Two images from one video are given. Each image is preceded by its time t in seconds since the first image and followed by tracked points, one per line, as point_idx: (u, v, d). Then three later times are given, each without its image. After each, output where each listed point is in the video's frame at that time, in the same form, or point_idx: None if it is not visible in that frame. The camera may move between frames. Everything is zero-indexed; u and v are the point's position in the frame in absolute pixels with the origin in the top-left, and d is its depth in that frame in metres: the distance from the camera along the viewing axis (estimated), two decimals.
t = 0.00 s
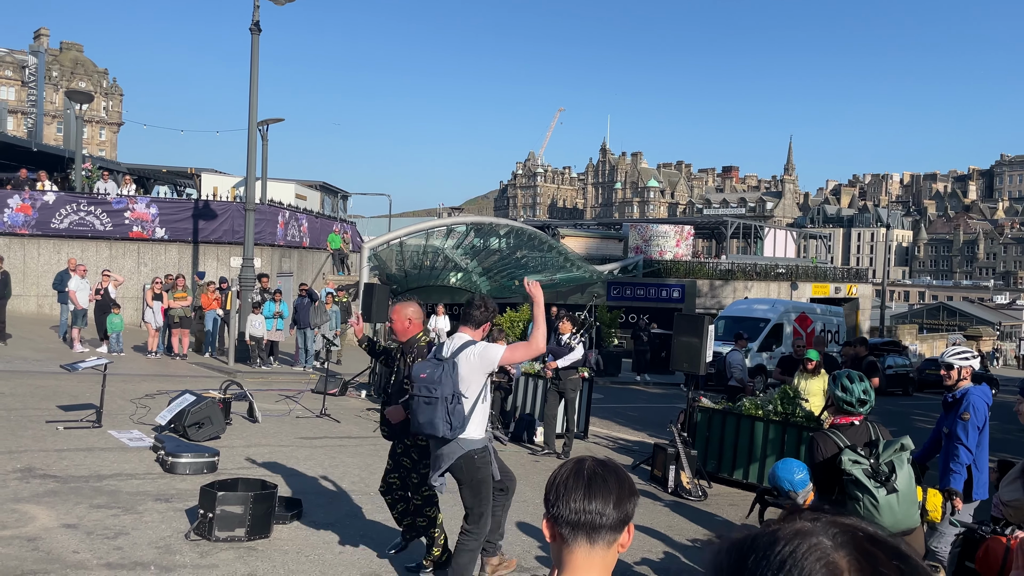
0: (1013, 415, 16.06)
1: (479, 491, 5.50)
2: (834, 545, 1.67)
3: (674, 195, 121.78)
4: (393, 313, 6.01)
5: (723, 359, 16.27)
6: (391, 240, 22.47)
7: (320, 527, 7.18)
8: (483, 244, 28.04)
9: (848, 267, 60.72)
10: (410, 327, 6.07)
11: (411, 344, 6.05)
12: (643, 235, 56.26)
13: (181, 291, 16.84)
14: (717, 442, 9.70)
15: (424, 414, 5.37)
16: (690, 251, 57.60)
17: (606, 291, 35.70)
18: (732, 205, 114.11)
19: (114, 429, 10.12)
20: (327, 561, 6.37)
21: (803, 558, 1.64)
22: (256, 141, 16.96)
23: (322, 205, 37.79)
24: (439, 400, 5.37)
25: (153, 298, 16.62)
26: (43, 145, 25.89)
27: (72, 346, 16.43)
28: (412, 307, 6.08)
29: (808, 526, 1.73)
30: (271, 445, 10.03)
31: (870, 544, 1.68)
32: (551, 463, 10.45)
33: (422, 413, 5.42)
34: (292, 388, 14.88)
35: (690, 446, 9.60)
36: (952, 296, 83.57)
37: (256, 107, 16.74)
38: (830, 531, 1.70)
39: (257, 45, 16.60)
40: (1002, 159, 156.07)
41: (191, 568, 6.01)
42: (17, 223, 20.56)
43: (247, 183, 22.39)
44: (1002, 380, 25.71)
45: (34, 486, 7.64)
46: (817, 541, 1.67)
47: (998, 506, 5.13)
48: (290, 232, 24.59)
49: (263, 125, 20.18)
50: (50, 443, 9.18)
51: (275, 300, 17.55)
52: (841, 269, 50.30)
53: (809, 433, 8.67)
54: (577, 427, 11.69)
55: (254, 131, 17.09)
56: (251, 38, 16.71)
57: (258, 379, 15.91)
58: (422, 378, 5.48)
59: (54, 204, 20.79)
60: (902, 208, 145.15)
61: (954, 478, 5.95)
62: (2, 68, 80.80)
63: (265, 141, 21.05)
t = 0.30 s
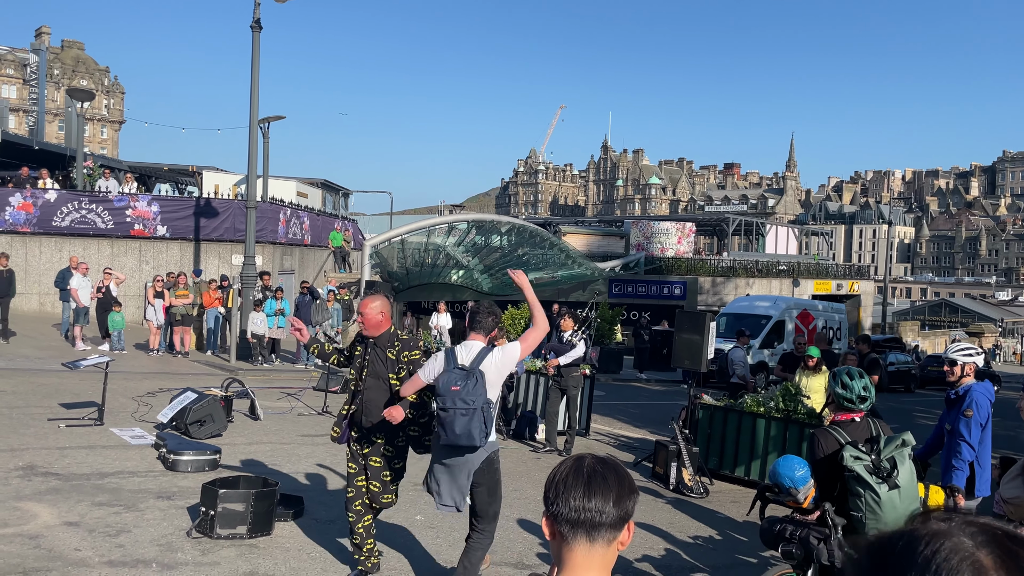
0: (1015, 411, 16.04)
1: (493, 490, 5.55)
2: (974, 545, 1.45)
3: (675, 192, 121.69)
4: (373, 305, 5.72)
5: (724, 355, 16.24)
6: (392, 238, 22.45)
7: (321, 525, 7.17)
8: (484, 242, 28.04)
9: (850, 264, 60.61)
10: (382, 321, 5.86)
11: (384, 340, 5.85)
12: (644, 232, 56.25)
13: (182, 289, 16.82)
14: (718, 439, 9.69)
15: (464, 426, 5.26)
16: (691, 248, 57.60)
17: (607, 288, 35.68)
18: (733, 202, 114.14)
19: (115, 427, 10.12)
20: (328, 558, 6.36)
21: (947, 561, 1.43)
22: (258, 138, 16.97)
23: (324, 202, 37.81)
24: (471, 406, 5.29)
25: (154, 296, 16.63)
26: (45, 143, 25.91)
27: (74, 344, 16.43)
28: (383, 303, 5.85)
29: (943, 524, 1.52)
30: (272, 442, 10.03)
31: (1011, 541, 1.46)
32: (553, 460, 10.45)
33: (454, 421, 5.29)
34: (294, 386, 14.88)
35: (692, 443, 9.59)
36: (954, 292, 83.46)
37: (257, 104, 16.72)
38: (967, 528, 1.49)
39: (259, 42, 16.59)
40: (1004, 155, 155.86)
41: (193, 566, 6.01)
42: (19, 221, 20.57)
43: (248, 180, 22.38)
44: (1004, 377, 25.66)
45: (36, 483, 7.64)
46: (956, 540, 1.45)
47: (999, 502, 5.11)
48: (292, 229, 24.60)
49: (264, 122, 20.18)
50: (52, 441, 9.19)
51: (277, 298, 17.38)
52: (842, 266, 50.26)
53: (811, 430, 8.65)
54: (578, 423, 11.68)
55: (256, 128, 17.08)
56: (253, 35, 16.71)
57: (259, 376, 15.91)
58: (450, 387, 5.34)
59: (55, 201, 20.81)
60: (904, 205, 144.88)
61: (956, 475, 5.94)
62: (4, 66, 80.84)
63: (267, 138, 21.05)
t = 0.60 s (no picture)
0: (1017, 409, 16.04)
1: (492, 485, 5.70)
2: None
3: (677, 190, 121.63)
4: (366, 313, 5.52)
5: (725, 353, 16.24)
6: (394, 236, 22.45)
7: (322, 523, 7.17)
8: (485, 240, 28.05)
9: (852, 262, 60.59)
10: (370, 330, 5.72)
11: (373, 349, 5.73)
12: (645, 230, 56.29)
13: (183, 287, 16.81)
14: (719, 437, 9.69)
15: (480, 422, 5.37)
16: (693, 246, 57.64)
17: (609, 286, 35.70)
18: (735, 200, 114.18)
19: (117, 426, 10.13)
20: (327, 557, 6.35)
21: None
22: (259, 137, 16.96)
23: (325, 201, 37.82)
24: (481, 404, 5.40)
25: (156, 295, 16.65)
26: (46, 142, 25.91)
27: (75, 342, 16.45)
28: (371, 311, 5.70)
29: None
30: (273, 440, 10.04)
31: None
32: (554, 458, 10.45)
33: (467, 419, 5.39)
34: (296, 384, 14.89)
35: (694, 441, 9.58)
36: (956, 290, 83.36)
37: (259, 103, 16.73)
38: None
39: (260, 41, 16.60)
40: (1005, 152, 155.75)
41: (195, 564, 6.01)
42: (21, 220, 20.61)
43: (250, 179, 22.40)
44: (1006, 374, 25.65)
45: (38, 482, 7.65)
46: None
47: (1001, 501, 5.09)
48: (293, 228, 24.62)
49: (266, 120, 20.21)
50: (54, 439, 9.19)
51: (278, 296, 17.45)
52: (844, 263, 50.27)
53: (812, 427, 8.65)
54: (579, 422, 11.69)
55: (257, 127, 17.09)
56: (253, 34, 16.70)
57: (261, 375, 15.92)
58: (462, 387, 5.46)
59: (57, 200, 20.84)
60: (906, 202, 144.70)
61: (959, 473, 5.93)
62: (5, 65, 80.80)
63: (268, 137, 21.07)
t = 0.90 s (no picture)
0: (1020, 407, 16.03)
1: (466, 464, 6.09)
2: None
3: (678, 188, 121.65)
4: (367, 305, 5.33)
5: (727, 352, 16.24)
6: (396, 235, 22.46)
7: (323, 521, 7.18)
8: (487, 238, 28.04)
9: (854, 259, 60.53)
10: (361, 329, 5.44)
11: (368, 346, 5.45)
12: (647, 229, 56.29)
13: (186, 286, 16.81)
14: (721, 435, 9.69)
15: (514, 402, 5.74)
16: (695, 244, 57.62)
17: (611, 284, 35.71)
18: (737, 198, 114.15)
19: (119, 424, 10.15)
20: (329, 556, 6.36)
21: None
22: (260, 136, 16.96)
23: (327, 200, 37.86)
24: (511, 386, 5.77)
25: (158, 294, 16.65)
26: (48, 141, 25.93)
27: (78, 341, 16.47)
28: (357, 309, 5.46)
29: None
30: (275, 439, 10.05)
31: None
32: (555, 456, 10.45)
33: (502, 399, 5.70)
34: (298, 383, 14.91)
35: (695, 439, 9.58)
36: (958, 288, 83.28)
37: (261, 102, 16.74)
38: None
39: (262, 40, 16.61)
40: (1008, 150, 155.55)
41: (197, 563, 6.03)
42: (23, 220, 20.64)
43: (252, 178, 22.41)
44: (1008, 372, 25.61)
45: (41, 481, 7.67)
46: None
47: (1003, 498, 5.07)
48: (295, 227, 24.64)
49: (268, 119, 20.23)
50: (56, 438, 9.21)
51: (281, 294, 17.62)
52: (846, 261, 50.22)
53: (814, 426, 8.64)
54: (581, 420, 11.68)
55: (259, 126, 17.10)
56: (254, 33, 16.70)
57: (263, 374, 15.94)
58: (492, 373, 5.76)
59: (59, 200, 20.88)
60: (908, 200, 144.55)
61: (960, 472, 5.92)
62: (7, 64, 80.81)
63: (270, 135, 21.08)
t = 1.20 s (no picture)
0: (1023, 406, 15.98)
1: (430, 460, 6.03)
2: None
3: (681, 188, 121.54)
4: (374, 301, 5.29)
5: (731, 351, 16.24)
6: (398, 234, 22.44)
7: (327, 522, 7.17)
8: (489, 238, 28.02)
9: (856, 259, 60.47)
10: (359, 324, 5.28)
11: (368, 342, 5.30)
12: (649, 228, 56.28)
13: (187, 286, 16.80)
14: (723, 435, 9.68)
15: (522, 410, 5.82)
16: (697, 244, 57.61)
17: (613, 284, 35.71)
18: (739, 197, 114.13)
19: (121, 424, 10.16)
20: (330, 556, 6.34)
21: None
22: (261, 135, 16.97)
23: (329, 199, 37.86)
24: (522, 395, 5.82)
25: (160, 293, 16.66)
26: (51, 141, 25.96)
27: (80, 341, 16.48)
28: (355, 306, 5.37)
29: None
30: (277, 439, 10.05)
31: None
32: (557, 456, 10.44)
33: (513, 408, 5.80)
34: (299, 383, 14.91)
35: (697, 439, 9.57)
36: (961, 288, 83.15)
37: (262, 102, 16.75)
38: None
39: (263, 39, 16.61)
40: (1011, 149, 155.40)
41: (199, 562, 6.03)
42: (25, 219, 20.68)
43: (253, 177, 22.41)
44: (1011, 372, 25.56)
45: (42, 480, 7.67)
46: None
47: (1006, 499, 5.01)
48: (297, 226, 24.65)
49: (269, 119, 20.24)
50: (58, 438, 9.22)
51: (282, 294, 17.65)
52: (848, 260, 50.16)
53: (816, 425, 8.63)
54: (583, 419, 11.67)
55: (260, 126, 17.09)
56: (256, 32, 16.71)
57: (265, 373, 15.95)
58: (507, 378, 5.80)
59: (61, 199, 20.91)
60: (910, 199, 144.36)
61: (963, 471, 5.90)
62: (9, 63, 80.79)
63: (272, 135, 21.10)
